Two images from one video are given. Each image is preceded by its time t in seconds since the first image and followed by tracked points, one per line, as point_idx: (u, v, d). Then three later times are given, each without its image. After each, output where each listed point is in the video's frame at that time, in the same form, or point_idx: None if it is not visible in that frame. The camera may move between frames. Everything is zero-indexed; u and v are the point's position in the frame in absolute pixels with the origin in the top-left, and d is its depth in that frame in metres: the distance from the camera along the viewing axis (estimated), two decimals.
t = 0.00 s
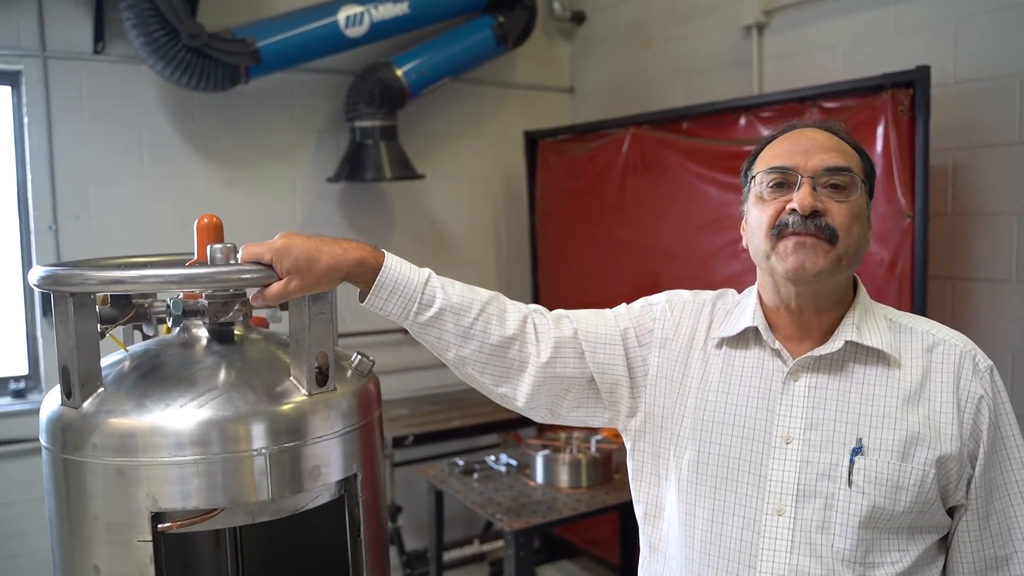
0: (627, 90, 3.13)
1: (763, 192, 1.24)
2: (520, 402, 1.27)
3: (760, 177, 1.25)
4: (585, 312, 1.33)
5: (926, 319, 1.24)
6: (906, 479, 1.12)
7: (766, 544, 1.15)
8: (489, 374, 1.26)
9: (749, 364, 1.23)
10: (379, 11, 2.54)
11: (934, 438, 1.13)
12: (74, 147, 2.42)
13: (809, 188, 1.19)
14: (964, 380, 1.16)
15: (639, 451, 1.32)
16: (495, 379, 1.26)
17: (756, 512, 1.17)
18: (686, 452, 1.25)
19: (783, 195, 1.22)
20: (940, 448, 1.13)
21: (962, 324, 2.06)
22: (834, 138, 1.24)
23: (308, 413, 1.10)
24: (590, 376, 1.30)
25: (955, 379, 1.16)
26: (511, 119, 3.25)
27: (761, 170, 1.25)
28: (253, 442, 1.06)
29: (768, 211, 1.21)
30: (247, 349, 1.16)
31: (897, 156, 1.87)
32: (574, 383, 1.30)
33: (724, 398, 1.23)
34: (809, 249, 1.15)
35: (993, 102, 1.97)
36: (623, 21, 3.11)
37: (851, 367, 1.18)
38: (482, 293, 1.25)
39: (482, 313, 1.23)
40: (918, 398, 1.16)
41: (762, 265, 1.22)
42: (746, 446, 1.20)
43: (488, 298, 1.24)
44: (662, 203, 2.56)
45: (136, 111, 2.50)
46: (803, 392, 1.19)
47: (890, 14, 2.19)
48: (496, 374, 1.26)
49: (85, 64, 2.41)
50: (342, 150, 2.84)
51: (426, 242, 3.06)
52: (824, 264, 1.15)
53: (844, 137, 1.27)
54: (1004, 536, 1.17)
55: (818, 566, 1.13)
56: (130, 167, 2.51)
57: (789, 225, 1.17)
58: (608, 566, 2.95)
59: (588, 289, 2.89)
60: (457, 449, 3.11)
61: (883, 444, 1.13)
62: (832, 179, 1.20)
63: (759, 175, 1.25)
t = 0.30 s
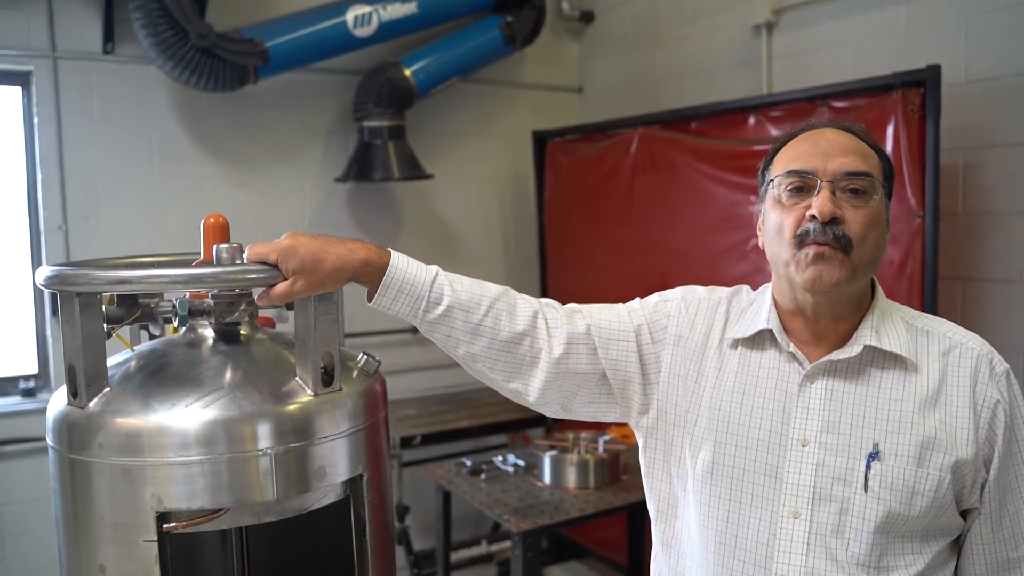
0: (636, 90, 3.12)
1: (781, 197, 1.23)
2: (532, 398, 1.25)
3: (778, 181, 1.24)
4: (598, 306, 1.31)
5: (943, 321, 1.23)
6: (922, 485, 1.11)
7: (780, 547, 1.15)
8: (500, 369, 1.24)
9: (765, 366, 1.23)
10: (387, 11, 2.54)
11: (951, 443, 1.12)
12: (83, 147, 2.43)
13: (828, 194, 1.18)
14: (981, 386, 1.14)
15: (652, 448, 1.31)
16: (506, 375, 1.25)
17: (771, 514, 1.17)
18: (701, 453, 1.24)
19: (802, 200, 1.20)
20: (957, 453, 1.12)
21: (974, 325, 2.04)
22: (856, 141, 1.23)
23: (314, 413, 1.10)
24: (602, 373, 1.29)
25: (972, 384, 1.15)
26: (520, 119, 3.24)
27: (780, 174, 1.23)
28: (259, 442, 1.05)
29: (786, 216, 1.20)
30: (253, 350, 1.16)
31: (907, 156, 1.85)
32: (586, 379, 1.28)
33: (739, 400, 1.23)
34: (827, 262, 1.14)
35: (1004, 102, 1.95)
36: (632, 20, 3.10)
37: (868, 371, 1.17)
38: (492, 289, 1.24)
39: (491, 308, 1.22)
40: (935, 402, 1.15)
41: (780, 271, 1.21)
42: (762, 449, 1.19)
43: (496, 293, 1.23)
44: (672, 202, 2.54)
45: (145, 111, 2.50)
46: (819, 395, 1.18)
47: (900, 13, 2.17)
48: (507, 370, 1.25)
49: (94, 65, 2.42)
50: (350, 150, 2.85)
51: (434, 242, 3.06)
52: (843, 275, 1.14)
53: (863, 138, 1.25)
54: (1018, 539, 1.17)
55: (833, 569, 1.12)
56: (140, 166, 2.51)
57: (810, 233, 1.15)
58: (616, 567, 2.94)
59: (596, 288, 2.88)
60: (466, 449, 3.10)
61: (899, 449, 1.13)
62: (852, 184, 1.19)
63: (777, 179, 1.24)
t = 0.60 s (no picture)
0: (642, 89, 3.11)
1: (796, 198, 1.22)
2: (541, 392, 1.25)
3: (794, 181, 1.23)
4: (608, 301, 1.31)
5: (954, 325, 1.22)
6: (931, 491, 1.11)
7: (788, 550, 1.15)
8: (508, 364, 1.24)
9: (776, 368, 1.22)
10: (394, 11, 2.54)
11: (960, 450, 1.12)
12: (91, 147, 2.44)
13: (844, 197, 1.17)
14: (991, 392, 1.14)
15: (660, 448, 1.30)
16: (513, 371, 1.24)
17: (780, 517, 1.17)
18: (710, 454, 1.24)
19: (817, 201, 1.20)
20: (966, 459, 1.12)
21: (982, 326, 2.03)
22: (874, 143, 1.22)
23: (320, 412, 1.10)
24: (610, 368, 1.28)
25: (982, 391, 1.14)
26: (526, 119, 3.24)
27: (796, 175, 1.22)
28: (264, 441, 1.05)
29: (800, 218, 1.19)
30: (257, 349, 1.16)
31: (915, 155, 1.85)
32: (594, 374, 1.28)
33: (749, 403, 1.22)
34: (841, 265, 1.13)
35: (1012, 101, 1.94)
36: (638, 20, 3.10)
37: (880, 376, 1.16)
38: (498, 284, 1.22)
39: (498, 304, 1.21)
40: (945, 408, 1.14)
41: (792, 272, 1.21)
42: (772, 451, 1.19)
43: (504, 289, 1.22)
44: (679, 202, 2.53)
45: (152, 111, 2.51)
46: (830, 399, 1.17)
47: (908, 11, 2.16)
48: (514, 365, 1.24)
49: (102, 65, 2.43)
50: (357, 149, 2.85)
51: (441, 241, 3.06)
52: (858, 278, 1.13)
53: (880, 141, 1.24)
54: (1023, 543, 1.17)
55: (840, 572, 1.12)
56: (147, 166, 2.52)
57: (822, 234, 1.15)
58: (622, 567, 2.93)
59: (602, 287, 2.88)
60: (472, 449, 3.10)
61: (909, 454, 1.12)
62: (868, 187, 1.18)
63: (794, 179, 1.23)
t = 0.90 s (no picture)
0: (648, 89, 3.11)
1: (791, 202, 1.21)
2: (542, 393, 1.24)
3: (789, 184, 1.22)
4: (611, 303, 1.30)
5: (962, 323, 1.22)
6: (944, 488, 1.11)
7: (805, 550, 1.15)
8: (511, 365, 1.23)
9: (785, 368, 1.21)
10: (399, 10, 2.54)
11: (972, 447, 1.12)
12: (97, 146, 2.44)
13: (833, 197, 1.16)
14: (1001, 390, 1.14)
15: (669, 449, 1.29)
16: (516, 371, 1.24)
17: (795, 516, 1.16)
18: (722, 453, 1.23)
19: (811, 203, 1.19)
20: (978, 457, 1.12)
21: (990, 326, 2.01)
22: (870, 141, 1.20)
23: (324, 412, 1.10)
24: (614, 370, 1.28)
25: (992, 388, 1.14)
26: (532, 118, 3.24)
27: (789, 179, 1.22)
28: (268, 440, 1.05)
29: (796, 221, 1.19)
30: (262, 347, 1.15)
31: (921, 153, 1.83)
32: (598, 376, 1.27)
33: (759, 402, 1.21)
34: (831, 266, 1.13)
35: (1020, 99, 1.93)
36: (644, 19, 3.09)
37: (891, 375, 1.16)
38: (502, 285, 1.22)
39: (501, 304, 1.21)
40: (955, 406, 1.14)
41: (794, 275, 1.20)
42: (785, 451, 1.18)
43: (507, 289, 1.22)
44: (684, 201, 2.52)
45: (158, 111, 2.52)
46: (842, 398, 1.17)
47: (915, 9, 2.15)
48: (517, 366, 1.24)
49: (108, 64, 2.43)
50: (362, 149, 2.85)
51: (446, 241, 3.05)
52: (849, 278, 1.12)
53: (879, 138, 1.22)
54: None
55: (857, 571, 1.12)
56: (152, 165, 2.52)
57: (813, 236, 1.15)
58: (627, 567, 2.93)
59: (608, 287, 2.87)
60: (478, 448, 3.10)
61: (922, 452, 1.12)
62: (858, 185, 1.17)
63: (788, 184, 1.23)
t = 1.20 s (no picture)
0: (652, 88, 3.10)
1: (802, 200, 1.21)
2: (546, 392, 1.24)
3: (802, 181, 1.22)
4: (618, 301, 1.29)
5: (972, 326, 1.22)
6: (954, 490, 1.11)
7: (813, 552, 1.13)
8: (516, 364, 1.23)
9: (794, 369, 1.20)
10: (403, 9, 2.54)
11: (982, 449, 1.12)
12: (102, 145, 2.44)
13: (839, 200, 1.15)
14: (1010, 393, 1.15)
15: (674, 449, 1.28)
16: (522, 370, 1.23)
17: (803, 518, 1.15)
18: (730, 453, 1.22)
19: (817, 204, 1.18)
20: (988, 459, 1.12)
21: (997, 325, 2.00)
22: (893, 144, 1.18)
23: (329, 411, 1.09)
24: (620, 370, 1.27)
25: (1002, 390, 1.15)
26: (536, 117, 3.23)
27: (803, 175, 1.22)
28: (271, 439, 1.05)
29: (801, 217, 1.19)
30: (266, 347, 1.15)
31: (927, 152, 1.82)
32: (604, 375, 1.27)
33: (767, 403, 1.21)
34: (826, 269, 1.13)
35: None
36: (649, 18, 3.08)
37: (900, 376, 1.16)
38: (508, 283, 1.21)
39: (507, 303, 1.20)
40: (965, 408, 1.14)
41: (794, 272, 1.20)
42: (794, 452, 1.17)
43: (513, 288, 1.21)
44: (689, 201, 2.52)
45: (162, 110, 2.52)
46: (851, 399, 1.16)
47: (922, 7, 2.14)
48: (523, 364, 1.23)
49: (112, 64, 2.44)
50: (367, 148, 2.85)
51: (450, 240, 3.05)
52: (842, 284, 1.12)
53: (902, 139, 1.20)
54: None
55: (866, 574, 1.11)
56: (157, 165, 2.52)
57: (812, 238, 1.15)
58: (632, 567, 2.92)
59: (612, 288, 2.87)
60: (482, 447, 3.10)
61: (932, 454, 1.12)
62: (867, 191, 1.15)
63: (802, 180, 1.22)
